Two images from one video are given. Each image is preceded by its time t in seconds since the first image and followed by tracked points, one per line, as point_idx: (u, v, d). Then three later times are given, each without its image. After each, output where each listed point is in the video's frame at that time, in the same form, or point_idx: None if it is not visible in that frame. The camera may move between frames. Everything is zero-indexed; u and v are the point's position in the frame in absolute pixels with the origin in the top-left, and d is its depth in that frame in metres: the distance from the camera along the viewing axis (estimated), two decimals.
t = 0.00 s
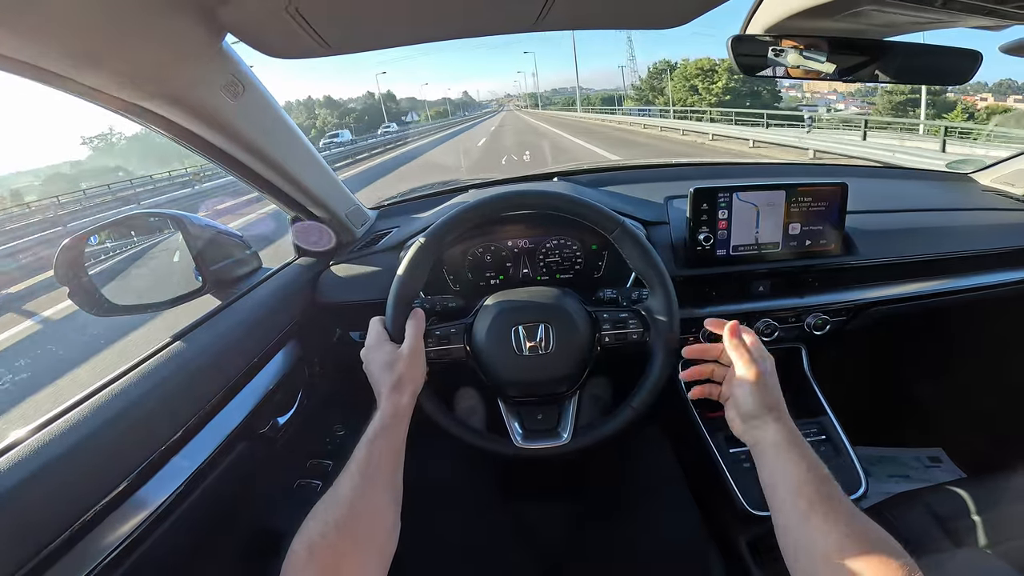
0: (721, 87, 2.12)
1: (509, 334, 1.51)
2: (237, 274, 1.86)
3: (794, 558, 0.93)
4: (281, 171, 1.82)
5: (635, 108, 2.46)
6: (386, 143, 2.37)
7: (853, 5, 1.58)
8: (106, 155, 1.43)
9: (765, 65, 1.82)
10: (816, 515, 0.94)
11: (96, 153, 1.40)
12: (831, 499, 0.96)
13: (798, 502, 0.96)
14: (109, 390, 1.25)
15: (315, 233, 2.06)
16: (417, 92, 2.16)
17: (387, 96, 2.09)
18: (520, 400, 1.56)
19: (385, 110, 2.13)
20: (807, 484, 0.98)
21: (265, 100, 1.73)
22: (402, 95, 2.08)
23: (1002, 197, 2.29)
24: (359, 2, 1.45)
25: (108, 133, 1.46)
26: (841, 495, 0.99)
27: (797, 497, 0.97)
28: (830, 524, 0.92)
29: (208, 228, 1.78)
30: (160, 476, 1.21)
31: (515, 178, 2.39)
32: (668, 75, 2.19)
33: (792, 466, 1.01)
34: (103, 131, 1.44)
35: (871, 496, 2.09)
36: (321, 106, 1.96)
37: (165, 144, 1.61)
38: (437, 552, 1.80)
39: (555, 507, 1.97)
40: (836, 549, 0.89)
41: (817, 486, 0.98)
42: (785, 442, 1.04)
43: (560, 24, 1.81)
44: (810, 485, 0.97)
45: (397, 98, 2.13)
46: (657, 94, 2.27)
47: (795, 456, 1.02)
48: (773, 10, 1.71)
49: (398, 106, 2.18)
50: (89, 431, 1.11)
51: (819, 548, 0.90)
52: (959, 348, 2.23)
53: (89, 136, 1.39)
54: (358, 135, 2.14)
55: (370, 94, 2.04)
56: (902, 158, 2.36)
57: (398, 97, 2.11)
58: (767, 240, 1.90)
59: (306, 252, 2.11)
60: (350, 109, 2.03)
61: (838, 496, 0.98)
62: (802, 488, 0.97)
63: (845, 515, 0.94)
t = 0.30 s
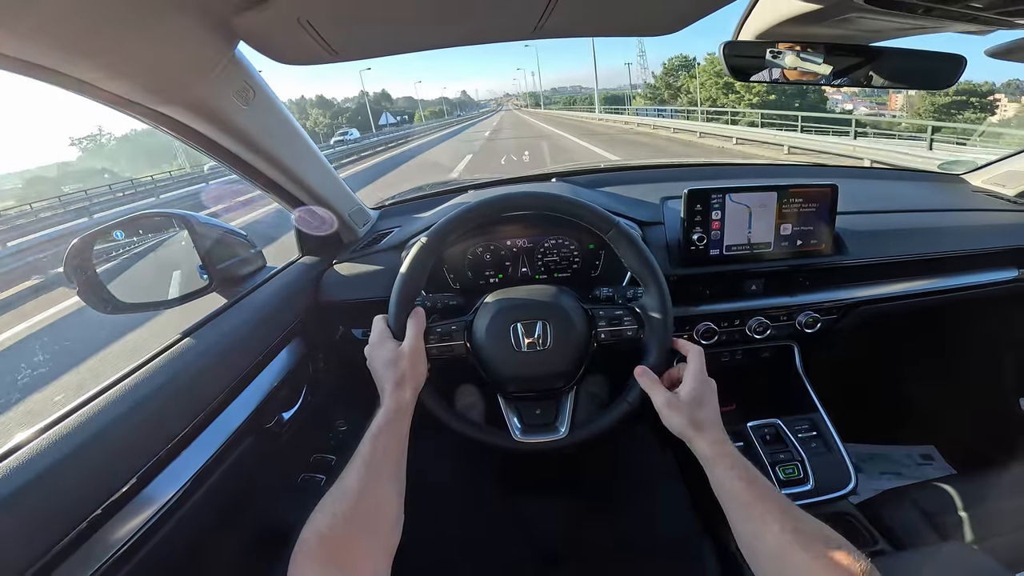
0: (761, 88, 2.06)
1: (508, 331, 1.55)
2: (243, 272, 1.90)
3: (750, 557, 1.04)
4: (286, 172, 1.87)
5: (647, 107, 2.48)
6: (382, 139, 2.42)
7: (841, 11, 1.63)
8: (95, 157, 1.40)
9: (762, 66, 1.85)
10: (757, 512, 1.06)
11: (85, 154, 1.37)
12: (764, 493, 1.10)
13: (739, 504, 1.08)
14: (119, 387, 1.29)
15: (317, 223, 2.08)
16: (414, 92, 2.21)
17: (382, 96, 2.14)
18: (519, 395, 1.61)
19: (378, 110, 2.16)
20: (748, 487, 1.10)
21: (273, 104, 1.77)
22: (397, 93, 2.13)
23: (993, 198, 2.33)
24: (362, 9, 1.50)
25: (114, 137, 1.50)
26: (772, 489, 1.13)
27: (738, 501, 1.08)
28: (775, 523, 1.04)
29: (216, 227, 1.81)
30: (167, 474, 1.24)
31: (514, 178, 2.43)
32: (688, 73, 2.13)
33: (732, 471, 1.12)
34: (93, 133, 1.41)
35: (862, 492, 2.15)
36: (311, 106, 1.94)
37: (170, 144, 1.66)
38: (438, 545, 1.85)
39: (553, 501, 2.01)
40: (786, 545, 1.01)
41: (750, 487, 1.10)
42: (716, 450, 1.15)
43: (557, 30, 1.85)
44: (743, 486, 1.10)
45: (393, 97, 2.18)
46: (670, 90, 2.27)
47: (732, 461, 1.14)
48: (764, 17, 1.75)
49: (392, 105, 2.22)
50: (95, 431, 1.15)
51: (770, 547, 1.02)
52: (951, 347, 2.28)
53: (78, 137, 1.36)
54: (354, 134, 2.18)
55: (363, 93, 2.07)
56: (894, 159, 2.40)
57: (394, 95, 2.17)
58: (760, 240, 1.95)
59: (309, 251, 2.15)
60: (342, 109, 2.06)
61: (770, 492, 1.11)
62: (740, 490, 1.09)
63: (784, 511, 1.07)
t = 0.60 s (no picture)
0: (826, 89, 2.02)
1: (509, 331, 1.53)
2: (241, 271, 1.88)
3: (744, 559, 1.05)
4: (285, 170, 1.85)
5: (655, 106, 2.48)
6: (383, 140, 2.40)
7: (848, 9, 1.61)
8: (84, 157, 1.36)
9: (766, 65, 1.84)
10: (744, 511, 1.08)
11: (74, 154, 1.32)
12: (752, 493, 1.12)
13: (727, 505, 1.11)
14: (113, 387, 1.27)
15: (316, 225, 2.05)
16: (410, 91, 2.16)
17: (374, 95, 2.09)
18: (520, 396, 1.59)
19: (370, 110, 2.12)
20: (736, 487, 1.12)
21: (272, 100, 1.75)
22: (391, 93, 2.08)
23: (996, 199, 2.32)
24: (364, 5, 1.48)
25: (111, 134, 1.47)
26: (765, 492, 1.14)
27: (725, 501, 1.11)
28: (765, 521, 1.06)
29: (213, 225, 1.80)
30: (164, 473, 1.22)
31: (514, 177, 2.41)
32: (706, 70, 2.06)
33: (720, 473, 1.16)
34: (82, 132, 1.36)
35: (865, 493, 2.13)
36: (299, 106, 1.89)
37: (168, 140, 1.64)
38: (436, 545, 1.84)
39: (553, 502, 2.00)
40: (776, 542, 1.02)
41: (740, 487, 1.13)
42: (703, 455, 1.20)
43: (561, 27, 1.83)
44: (731, 487, 1.13)
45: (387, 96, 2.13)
46: (689, 88, 2.22)
47: (719, 464, 1.18)
48: (769, 15, 1.74)
49: (387, 105, 2.18)
50: (88, 431, 1.13)
51: (762, 545, 1.03)
52: (952, 348, 2.27)
53: (66, 136, 1.31)
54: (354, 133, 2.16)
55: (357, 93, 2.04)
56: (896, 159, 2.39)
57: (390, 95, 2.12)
58: (763, 240, 1.94)
59: (308, 249, 2.14)
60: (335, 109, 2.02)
61: (763, 494, 1.13)
62: (727, 491, 1.13)
63: (775, 510, 1.08)
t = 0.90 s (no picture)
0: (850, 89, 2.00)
1: (505, 329, 1.52)
2: (236, 269, 1.87)
3: (712, 501, 1.12)
4: (280, 167, 1.83)
5: (654, 104, 2.47)
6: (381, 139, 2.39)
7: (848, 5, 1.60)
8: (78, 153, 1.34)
9: (767, 64, 1.84)
10: (716, 457, 1.14)
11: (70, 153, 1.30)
12: (728, 439, 1.18)
13: (699, 448, 1.18)
14: (103, 387, 1.25)
15: (319, 227, 2.07)
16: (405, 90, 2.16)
17: (368, 95, 2.06)
18: (517, 395, 1.58)
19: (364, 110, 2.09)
20: (710, 432, 1.19)
21: (266, 97, 1.74)
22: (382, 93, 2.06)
23: (996, 198, 2.31)
24: None
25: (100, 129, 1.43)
26: (740, 440, 1.20)
27: (701, 444, 1.18)
28: (734, 465, 1.12)
29: (209, 223, 1.79)
30: (156, 472, 1.21)
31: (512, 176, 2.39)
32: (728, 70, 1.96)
33: (698, 417, 1.22)
34: (69, 132, 1.30)
35: (864, 493, 2.12)
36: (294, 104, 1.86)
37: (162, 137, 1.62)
38: (432, 545, 1.82)
39: (551, 502, 1.98)
40: (742, 485, 1.08)
41: (714, 433, 1.19)
42: (685, 398, 1.24)
43: (560, 23, 1.83)
44: (707, 431, 1.19)
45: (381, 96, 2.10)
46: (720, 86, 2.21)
47: (699, 408, 1.23)
48: (769, 12, 1.73)
49: (382, 105, 2.16)
50: (78, 431, 1.11)
51: (729, 486, 1.09)
52: (952, 347, 2.26)
53: (56, 137, 1.26)
54: (352, 134, 2.15)
55: (350, 93, 2.01)
56: (895, 156, 2.39)
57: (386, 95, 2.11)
58: (762, 238, 1.92)
59: (305, 248, 2.13)
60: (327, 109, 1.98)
61: (737, 442, 1.19)
62: (702, 434, 1.19)
63: (745, 456, 1.15)
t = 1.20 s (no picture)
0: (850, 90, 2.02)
1: (508, 331, 1.52)
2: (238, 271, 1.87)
3: (713, 493, 1.12)
4: (282, 169, 1.83)
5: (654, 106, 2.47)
6: (381, 140, 2.39)
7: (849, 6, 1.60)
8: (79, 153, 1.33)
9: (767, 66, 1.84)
10: (716, 449, 1.14)
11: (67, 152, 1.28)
12: (729, 430, 1.18)
13: (700, 441, 1.18)
14: (105, 388, 1.25)
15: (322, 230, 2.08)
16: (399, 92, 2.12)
17: (362, 95, 2.02)
18: (520, 396, 1.57)
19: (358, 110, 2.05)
20: (711, 425, 1.19)
21: (269, 99, 1.74)
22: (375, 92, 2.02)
23: (995, 199, 2.32)
24: None
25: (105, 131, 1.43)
26: (743, 431, 1.19)
27: (702, 437, 1.18)
28: (734, 457, 1.12)
29: (210, 224, 1.80)
30: (158, 473, 1.20)
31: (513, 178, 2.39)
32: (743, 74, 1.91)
33: (700, 411, 1.22)
34: (57, 133, 1.25)
35: (866, 495, 2.11)
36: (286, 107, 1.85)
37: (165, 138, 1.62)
38: (434, 546, 1.82)
39: (553, 504, 1.98)
40: (741, 476, 1.08)
41: (715, 424, 1.19)
42: (687, 393, 1.25)
43: (562, 24, 1.83)
44: (709, 424, 1.19)
45: (375, 96, 2.06)
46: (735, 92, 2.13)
47: (701, 402, 1.23)
48: (771, 13, 1.73)
49: (376, 106, 2.12)
50: (79, 432, 1.11)
51: (728, 478, 1.09)
52: (954, 348, 2.27)
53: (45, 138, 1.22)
54: (350, 135, 2.11)
55: (343, 93, 1.98)
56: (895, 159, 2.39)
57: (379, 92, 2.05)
58: (764, 240, 1.93)
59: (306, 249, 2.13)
60: (320, 111, 1.93)
61: (739, 433, 1.18)
62: (703, 426, 1.19)
63: (745, 446, 1.14)
